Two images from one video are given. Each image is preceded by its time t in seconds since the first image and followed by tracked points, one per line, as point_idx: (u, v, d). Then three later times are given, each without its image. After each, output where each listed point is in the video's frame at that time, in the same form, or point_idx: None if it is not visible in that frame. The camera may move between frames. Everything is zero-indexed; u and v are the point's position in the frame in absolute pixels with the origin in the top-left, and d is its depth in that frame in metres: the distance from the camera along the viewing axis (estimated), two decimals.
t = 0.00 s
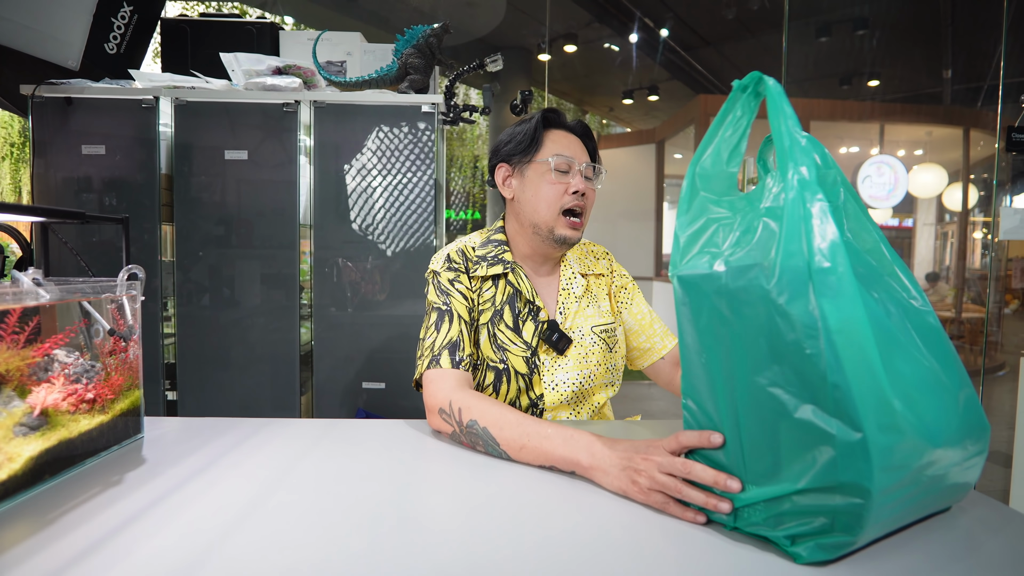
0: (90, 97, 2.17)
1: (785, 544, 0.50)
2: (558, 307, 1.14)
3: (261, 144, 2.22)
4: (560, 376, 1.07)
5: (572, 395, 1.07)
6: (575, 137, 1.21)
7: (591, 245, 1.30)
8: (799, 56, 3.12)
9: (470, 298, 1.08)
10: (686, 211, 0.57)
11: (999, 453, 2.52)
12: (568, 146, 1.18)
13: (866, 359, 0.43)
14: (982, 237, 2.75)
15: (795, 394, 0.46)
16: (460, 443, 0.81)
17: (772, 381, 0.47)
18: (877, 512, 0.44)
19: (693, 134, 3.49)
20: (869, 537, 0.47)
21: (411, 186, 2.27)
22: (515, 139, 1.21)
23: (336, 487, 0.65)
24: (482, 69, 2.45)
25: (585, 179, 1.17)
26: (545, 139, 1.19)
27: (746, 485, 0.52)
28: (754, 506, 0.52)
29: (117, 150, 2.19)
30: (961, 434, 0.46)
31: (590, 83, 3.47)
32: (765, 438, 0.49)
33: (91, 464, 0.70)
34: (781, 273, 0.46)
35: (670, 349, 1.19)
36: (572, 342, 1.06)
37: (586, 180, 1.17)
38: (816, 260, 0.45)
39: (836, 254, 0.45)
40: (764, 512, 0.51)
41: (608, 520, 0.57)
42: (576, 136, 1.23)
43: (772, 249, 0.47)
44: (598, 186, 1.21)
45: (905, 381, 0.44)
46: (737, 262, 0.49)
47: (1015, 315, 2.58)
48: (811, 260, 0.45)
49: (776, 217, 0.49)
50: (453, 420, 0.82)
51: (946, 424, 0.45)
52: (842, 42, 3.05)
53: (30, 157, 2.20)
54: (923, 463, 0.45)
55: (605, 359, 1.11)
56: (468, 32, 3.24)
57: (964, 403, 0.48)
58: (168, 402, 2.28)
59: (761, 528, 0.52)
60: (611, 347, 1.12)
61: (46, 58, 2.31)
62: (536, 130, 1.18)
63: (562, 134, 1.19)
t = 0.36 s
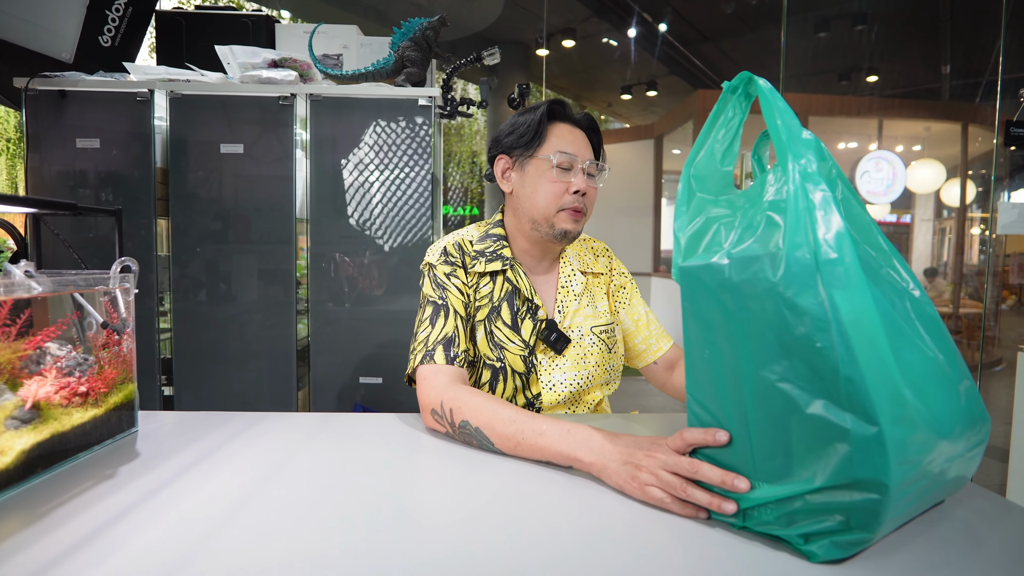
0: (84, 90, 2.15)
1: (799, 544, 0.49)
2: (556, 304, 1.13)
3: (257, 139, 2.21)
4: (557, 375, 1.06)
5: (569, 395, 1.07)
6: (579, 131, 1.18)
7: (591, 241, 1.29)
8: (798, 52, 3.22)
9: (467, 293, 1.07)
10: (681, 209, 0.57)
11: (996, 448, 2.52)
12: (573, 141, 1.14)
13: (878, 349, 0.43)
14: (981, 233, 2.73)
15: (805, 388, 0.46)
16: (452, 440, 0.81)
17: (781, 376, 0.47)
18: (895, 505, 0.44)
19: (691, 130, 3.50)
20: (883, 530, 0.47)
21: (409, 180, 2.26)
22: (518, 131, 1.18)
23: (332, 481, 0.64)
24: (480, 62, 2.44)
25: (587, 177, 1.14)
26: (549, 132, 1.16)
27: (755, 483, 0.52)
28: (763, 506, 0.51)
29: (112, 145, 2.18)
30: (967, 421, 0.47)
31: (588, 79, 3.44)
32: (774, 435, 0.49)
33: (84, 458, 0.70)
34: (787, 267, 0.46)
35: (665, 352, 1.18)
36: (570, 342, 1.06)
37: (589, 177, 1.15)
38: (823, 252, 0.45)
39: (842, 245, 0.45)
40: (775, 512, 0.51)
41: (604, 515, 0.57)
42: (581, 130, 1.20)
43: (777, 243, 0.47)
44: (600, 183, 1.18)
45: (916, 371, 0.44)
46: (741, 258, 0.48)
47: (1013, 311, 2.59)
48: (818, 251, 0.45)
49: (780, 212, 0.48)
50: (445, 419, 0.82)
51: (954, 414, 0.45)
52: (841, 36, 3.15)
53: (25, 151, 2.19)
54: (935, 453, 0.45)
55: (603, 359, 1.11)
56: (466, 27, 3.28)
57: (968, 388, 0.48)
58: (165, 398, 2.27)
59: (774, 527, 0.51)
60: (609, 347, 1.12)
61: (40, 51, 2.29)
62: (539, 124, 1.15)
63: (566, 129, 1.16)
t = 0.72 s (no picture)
0: (71, 83, 2.12)
1: (803, 542, 0.49)
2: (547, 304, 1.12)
3: (249, 133, 2.19)
4: (549, 373, 1.05)
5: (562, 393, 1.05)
6: (576, 140, 1.14)
7: (581, 236, 1.28)
8: (792, 46, 3.13)
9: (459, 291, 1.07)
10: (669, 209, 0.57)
11: (985, 440, 2.55)
12: (567, 154, 1.11)
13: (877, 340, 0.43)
14: (972, 227, 2.74)
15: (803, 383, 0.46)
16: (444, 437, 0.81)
17: (778, 371, 0.47)
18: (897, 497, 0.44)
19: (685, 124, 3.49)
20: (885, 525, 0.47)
21: (402, 175, 2.25)
22: (513, 139, 1.14)
23: (322, 478, 0.64)
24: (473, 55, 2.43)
25: (580, 190, 1.12)
26: (544, 143, 1.12)
27: (753, 481, 0.51)
28: (764, 504, 0.51)
29: (100, 139, 2.15)
30: (962, 407, 0.47)
31: (582, 73, 3.43)
32: (772, 434, 0.49)
33: (70, 455, 0.69)
34: (779, 262, 0.46)
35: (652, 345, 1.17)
36: (560, 340, 1.05)
37: (582, 190, 1.12)
38: (814, 244, 0.45)
39: (832, 236, 0.45)
40: (777, 511, 0.50)
41: (596, 511, 0.57)
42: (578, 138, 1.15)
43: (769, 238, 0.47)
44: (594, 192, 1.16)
45: (911, 361, 0.44)
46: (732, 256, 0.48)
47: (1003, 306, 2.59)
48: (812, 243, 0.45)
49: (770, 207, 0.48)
50: (435, 416, 0.81)
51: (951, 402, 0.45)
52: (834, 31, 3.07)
53: (12, 144, 2.16)
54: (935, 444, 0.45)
55: (594, 354, 1.11)
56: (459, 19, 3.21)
57: (961, 373, 0.49)
58: (156, 394, 2.26)
59: (777, 526, 0.51)
60: (600, 342, 1.12)
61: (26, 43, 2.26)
62: (534, 134, 1.11)
63: (562, 140, 1.12)
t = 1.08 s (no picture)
0: (65, 84, 2.11)
1: (799, 542, 0.49)
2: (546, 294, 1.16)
3: (245, 134, 2.18)
4: (549, 363, 1.07)
5: (559, 384, 1.08)
6: (560, 120, 1.19)
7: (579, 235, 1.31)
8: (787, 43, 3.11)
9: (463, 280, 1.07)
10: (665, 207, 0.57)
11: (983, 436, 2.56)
12: (555, 130, 1.15)
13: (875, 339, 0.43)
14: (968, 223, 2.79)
15: (801, 383, 0.45)
16: (484, 342, 0.81)
17: (776, 371, 0.46)
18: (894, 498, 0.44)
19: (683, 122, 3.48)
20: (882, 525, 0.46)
21: (398, 174, 2.24)
22: (502, 122, 1.18)
23: (319, 480, 0.64)
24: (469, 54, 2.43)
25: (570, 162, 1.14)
26: (531, 122, 1.16)
27: (749, 481, 0.51)
28: (762, 504, 0.51)
29: (95, 140, 2.14)
30: (961, 407, 0.47)
31: (579, 71, 3.45)
32: (769, 433, 0.48)
33: (65, 459, 0.69)
34: (777, 260, 0.45)
35: (648, 343, 1.14)
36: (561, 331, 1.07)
37: (572, 164, 1.14)
38: (812, 243, 0.45)
39: (830, 234, 0.45)
40: (774, 510, 0.50)
41: (593, 510, 0.57)
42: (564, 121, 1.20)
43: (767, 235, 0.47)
44: (584, 170, 1.17)
45: (909, 361, 0.44)
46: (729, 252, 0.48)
47: (1000, 301, 2.65)
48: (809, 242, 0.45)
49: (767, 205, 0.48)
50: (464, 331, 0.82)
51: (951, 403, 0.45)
52: (831, 27, 3.06)
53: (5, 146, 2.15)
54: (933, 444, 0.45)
55: (592, 348, 1.10)
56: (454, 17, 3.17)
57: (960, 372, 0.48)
58: (153, 396, 2.26)
59: (773, 526, 0.51)
60: (599, 336, 1.11)
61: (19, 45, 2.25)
62: (521, 114, 1.15)
63: (549, 118, 1.16)
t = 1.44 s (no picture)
0: (67, 92, 2.12)
1: (800, 551, 0.49)
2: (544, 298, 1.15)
3: (247, 141, 2.19)
4: (549, 366, 1.07)
5: (558, 386, 1.08)
6: (557, 130, 1.20)
7: (577, 242, 1.31)
8: (787, 48, 3.12)
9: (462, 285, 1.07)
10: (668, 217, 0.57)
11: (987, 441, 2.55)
12: (552, 137, 1.16)
13: (881, 349, 0.43)
14: (969, 228, 2.85)
15: (803, 392, 0.45)
16: (477, 349, 0.83)
17: (779, 380, 0.46)
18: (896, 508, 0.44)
19: (683, 127, 3.42)
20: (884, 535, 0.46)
21: (399, 180, 2.25)
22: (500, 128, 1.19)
23: (319, 487, 0.64)
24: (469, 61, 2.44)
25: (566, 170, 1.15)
26: (528, 129, 1.17)
27: (750, 489, 0.51)
28: (762, 512, 0.50)
29: (97, 147, 2.15)
30: (964, 414, 0.47)
31: (579, 77, 3.40)
32: (770, 442, 0.48)
33: (65, 468, 0.69)
34: (779, 268, 0.46)
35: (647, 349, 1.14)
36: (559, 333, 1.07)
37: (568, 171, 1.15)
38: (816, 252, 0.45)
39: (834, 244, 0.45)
40: (775, 519, 0.50)
41: (595, 517, 0.57)
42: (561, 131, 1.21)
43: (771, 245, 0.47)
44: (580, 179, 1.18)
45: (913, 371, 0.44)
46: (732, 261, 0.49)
47: (1002, 306, 2.66)
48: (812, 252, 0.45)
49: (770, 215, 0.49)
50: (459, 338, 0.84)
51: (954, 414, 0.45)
52: (831, 32, 3.07)
53: (7, 154, 2.16)
54: (936, 453, 0.45)
55: (591, 351, 1.11)
56: (455, 25, 3.29)
57: (965, 382, 0.49)
58: (154, 403, 2.26)
59: (773, 534, 0.50)
60: (598, 339, 1.12)
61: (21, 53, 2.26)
62: (519, 121, 1.16)
63: (546, 126, 1.18)
